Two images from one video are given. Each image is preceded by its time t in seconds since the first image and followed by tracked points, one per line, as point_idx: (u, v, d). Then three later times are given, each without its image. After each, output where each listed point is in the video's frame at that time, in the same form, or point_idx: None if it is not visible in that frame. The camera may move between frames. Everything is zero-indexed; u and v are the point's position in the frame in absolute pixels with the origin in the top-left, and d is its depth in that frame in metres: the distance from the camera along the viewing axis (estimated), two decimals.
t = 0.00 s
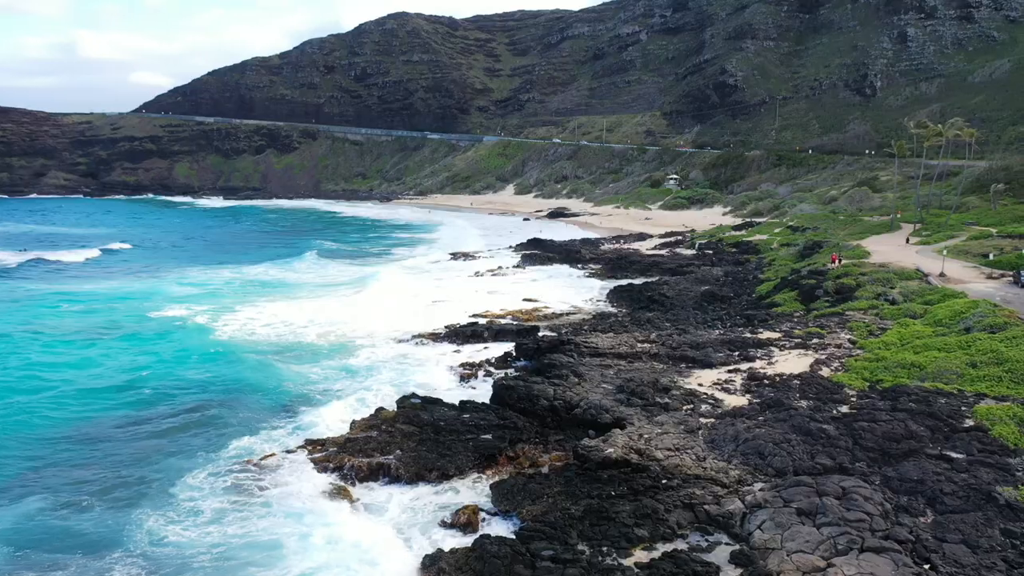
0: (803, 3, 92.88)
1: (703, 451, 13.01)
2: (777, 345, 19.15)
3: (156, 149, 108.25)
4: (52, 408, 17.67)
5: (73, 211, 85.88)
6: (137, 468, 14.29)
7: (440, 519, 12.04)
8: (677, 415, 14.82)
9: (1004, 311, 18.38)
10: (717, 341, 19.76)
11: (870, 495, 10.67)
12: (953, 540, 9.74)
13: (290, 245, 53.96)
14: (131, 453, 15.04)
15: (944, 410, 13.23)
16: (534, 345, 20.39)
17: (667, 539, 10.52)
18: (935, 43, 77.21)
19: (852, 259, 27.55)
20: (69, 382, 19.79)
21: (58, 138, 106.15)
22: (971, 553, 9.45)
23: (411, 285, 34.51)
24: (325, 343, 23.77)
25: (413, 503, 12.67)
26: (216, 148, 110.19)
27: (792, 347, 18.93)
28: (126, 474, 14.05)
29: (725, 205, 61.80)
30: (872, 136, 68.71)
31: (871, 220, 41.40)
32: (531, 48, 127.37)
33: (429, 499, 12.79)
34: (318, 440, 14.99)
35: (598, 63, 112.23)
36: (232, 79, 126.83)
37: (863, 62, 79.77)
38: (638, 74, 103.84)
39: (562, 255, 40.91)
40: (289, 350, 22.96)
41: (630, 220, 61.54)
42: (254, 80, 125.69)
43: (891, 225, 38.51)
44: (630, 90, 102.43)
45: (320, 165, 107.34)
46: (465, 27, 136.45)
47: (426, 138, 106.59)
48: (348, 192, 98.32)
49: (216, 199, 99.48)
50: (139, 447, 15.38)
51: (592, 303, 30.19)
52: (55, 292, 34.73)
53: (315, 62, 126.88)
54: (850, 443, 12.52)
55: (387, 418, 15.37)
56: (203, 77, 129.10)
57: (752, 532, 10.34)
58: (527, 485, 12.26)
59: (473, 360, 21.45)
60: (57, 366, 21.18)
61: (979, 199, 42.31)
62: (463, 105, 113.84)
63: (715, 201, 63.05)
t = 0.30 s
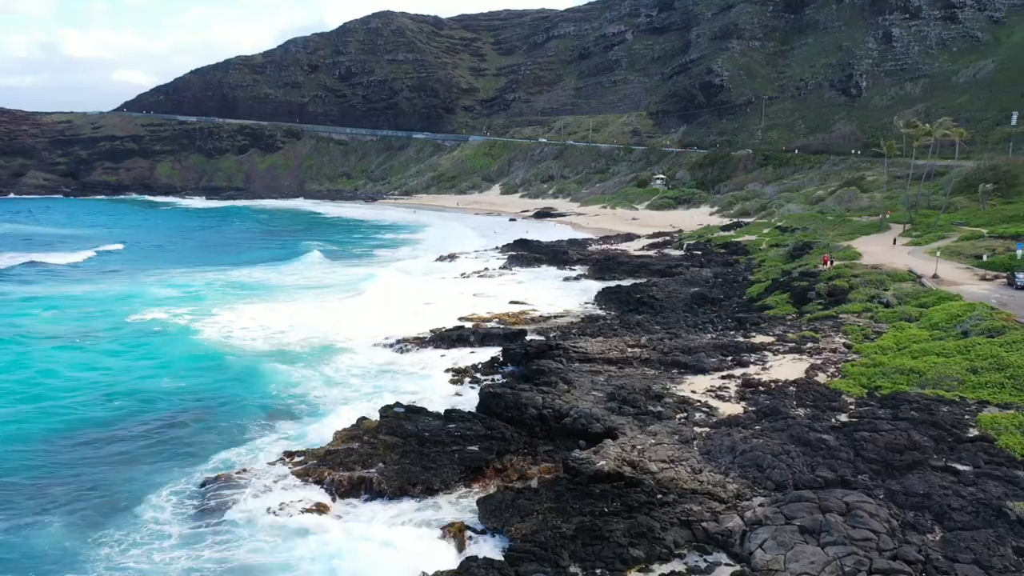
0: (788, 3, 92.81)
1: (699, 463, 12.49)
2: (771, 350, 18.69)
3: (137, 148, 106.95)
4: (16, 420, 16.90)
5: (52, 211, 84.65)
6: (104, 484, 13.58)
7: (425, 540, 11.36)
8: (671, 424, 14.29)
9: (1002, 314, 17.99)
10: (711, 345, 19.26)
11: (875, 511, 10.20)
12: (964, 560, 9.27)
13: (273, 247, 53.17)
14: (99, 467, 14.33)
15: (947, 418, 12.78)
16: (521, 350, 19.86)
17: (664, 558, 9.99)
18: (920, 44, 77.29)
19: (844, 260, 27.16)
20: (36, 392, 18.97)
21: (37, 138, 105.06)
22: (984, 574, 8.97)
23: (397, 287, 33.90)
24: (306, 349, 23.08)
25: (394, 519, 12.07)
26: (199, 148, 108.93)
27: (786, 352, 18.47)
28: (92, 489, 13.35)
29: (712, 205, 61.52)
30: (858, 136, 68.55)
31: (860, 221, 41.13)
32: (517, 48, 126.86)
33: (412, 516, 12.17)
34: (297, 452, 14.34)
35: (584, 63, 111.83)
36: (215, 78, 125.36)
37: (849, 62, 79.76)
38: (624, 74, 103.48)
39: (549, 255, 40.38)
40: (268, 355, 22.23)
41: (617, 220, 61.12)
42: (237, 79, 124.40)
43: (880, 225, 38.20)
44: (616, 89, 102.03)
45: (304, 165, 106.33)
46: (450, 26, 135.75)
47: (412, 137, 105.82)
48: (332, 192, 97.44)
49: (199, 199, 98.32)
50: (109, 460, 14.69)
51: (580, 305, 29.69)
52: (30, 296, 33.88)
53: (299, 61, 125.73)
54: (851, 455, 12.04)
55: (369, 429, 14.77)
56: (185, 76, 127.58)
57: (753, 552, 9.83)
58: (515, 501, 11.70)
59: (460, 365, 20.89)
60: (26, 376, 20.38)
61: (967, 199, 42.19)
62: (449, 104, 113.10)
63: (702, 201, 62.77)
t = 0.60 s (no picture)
0: (774, 3, 92.67)
1: (696, 476, 11.98)
2: (765, 355, 18.22)
3: (119, 147, 105.61)
4: None
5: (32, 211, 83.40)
6: (68, 502, 12.88)
7: (406, 565, 10.72)
8: (665, 434, 13.77)
9: (1001, 317, 17.59)
10: (704, 350, 18.78)
11: (883, 528, 9.70)
12: None
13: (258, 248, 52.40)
14: (64, 485, 13.62)
15: (952, 428, 12.32)
16: (509, 355, 19.33)
17: None
18: (905, 44, 77.39)
19: (836, 262, 26.76)
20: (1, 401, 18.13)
21: (17, 137, 103.71)
22: None
23: (382, 289, 33.27)
24: (287, 355, 22.39)
25: (374, 539, 11.44)
26: (181, 148, 107.71)
27: (781, 357, 17.99)
28: (54, 509, 12.66)
29: (699, 205, 61.21)
30: (844, 135, 68.41)
31: (849, 221, 40.85)
32: (503, 47, 126.34)
33: (395, 534, 11.57)
34: (275, 465, 13.73)
35: (570, 62, 111.44)
36: (198, 76, 123.89)
37: (835, 62, 79.80)
38: (610, 73, 103.09)
39: (536, 256, 39.88)
40: (248, 361, 21.51)
41: (604, 220, 60.69)
42: (220, 77, 123.08)
43: (870, 226, 37.88)
44: (603, 89, 101.67)
45: (289, 164, 105.32)
46: (436, 25, 135.02)
47: (397, 137, 105.05)
48: (317, 192, 96.57)
49: (182, 198, 97.17)
50: (76, 476, 13.98)
51: (569, 308, 29.18)
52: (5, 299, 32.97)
53: (283, 60, 124.58)
54: (854, 468, 11.55)
55: (351, 440, 14.17)
56: (167, 74, 126.04)
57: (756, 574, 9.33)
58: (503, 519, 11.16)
59: (446, 371, 20.31)
60: None
61: (956, 200, 42.06)
62: (435, 104, 112.42)
63: (689, 201, 62.48)
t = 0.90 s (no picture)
0: (761, 3, 92.55)
1: (694, 492, 11.46)
2: (761, 361, 17.75)
3: (102, 147, 104.36)
4: None
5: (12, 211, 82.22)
6: (28, 523, 12.26)
7: None
8: (660, 446, 13.24)
9: (1001, 322, 17.20)
10: (697, 356, 18.29)
11: (893, 549, 9.20)
12: None
13: (243, 249, 51.63)
14: (27, 503, 12.98)
15: (959, 440, 11.84)
16: (498, 361, 18.79)
17: None
18: (892, 44, 77.45)
19: (830, 264, 26.34)
20: None
21: None
22: None
23: (368, 292, 32.66)
24: (269, 360, 21.74)
25: (356, 560, 10.85)
26: (165, 147, 106.58)
27: (777, 363, 17.51)
28: (17, 531, 12.02)
29: (688, 205, 60.87)
30: (832, 135, 68.24)
31: (840, 222, 40.53)
32: (490, 47, 125.76)
33: (377, 555, 10.95)
34: (253, 480, 13.11)
35: (558, 62, 110.98)
36: (181, 75, 122.45)
37: (822, 62, 79.71)
38: (598, 73, 102.66)
39: (524, 258, 39.36)
40: (228, 367, 20.83)
41: (593, 220, 60.24)
42: (204, 76, 121.79)
43: (861, 227, 37.57)
44: (590, 89, 101.21)
45: (275, 164, 104.37)
46: (422, 24, 134.19)
47: (384, 137, 104.25)
48: (302, 193, 95.71)
49: (165, 199, 96.04)
50: (40, 493, 13.36)
51: (558, 311, 28.65)
52: None
53: (268, 59, 123.51)
54: (859, 483, 11.07)
55: (333, 453, 13.55)
56: (151, 73, 124.54)
57: None
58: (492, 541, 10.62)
59: (432, 377, 19.73)
60: None
61: (946, 201, 41.87)
62: (422, 103, 111.69)
63: (678, 201, 62.10)
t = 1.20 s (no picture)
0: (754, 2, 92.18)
1: (697, 509, 10.91)
2: (762, 368, 17.20)
3: (90, 147, 103.35)
4: None
5: None
6: None
7: None
8: (661, 459, 12.68)
9: (1009, 326, 16.70)
10: (697, 363, 17.70)
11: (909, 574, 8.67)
12: None
13: (232, 250, 50.94)
14: None
15: (973, 453, 11.31)
16: (490, 367, 18.22)
17: None
18: (885, 44, 77.22)
19: (829, 266, 25.84)
20: None
21: None
22: None
23: (360, 295, 32.01)
24: (255, 366, 21.06)
25: None
26: (154, 147, 105.62)
27: (779, 370, 16.98)
28: None
29: (682, 205, 60.43)
30: (826, 135, 67.87)
31: (836, 222, 40.09)
32: (482, 46, 125.09)
33: None
34: (234, 497, 12.51)
35: (550, 61, 110.40)
36: (171, 74, 121.29)
37: (815, 62, 79.36)
38: (590, 72, 102.07)
39: (517, 260, 38.81)
40: (213, 375, 20.16)
41: (586, 221, 59.71)
42: (194, 75, 120.77)
43: (858, 227, 37.13)
44: (583, 89, 100.60)
45: (265, 164, 103.55)
46: (414, 23, 133.42)
47: (376, 136, 103.51)
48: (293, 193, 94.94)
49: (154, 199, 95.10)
50: (5, 512, 12.72)
51: (552, 314, 28.08)
52: None
53: (258, 58, 122.57)
54: (870, 500, 10.53)
55: (318, 468, 12.94)
56: (140, 72, 123.23)
57: None
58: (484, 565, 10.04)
59: (424, 385, 19.11)
60: None
61: (943, 201, 41.49)
62: (414, 103, 110.99)
63: (671, 201, 61.62)
